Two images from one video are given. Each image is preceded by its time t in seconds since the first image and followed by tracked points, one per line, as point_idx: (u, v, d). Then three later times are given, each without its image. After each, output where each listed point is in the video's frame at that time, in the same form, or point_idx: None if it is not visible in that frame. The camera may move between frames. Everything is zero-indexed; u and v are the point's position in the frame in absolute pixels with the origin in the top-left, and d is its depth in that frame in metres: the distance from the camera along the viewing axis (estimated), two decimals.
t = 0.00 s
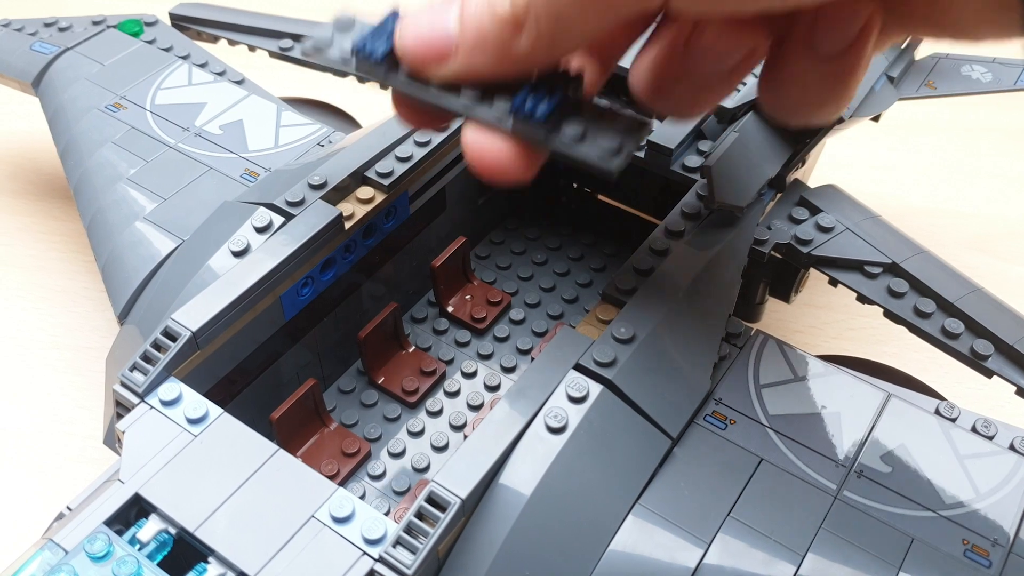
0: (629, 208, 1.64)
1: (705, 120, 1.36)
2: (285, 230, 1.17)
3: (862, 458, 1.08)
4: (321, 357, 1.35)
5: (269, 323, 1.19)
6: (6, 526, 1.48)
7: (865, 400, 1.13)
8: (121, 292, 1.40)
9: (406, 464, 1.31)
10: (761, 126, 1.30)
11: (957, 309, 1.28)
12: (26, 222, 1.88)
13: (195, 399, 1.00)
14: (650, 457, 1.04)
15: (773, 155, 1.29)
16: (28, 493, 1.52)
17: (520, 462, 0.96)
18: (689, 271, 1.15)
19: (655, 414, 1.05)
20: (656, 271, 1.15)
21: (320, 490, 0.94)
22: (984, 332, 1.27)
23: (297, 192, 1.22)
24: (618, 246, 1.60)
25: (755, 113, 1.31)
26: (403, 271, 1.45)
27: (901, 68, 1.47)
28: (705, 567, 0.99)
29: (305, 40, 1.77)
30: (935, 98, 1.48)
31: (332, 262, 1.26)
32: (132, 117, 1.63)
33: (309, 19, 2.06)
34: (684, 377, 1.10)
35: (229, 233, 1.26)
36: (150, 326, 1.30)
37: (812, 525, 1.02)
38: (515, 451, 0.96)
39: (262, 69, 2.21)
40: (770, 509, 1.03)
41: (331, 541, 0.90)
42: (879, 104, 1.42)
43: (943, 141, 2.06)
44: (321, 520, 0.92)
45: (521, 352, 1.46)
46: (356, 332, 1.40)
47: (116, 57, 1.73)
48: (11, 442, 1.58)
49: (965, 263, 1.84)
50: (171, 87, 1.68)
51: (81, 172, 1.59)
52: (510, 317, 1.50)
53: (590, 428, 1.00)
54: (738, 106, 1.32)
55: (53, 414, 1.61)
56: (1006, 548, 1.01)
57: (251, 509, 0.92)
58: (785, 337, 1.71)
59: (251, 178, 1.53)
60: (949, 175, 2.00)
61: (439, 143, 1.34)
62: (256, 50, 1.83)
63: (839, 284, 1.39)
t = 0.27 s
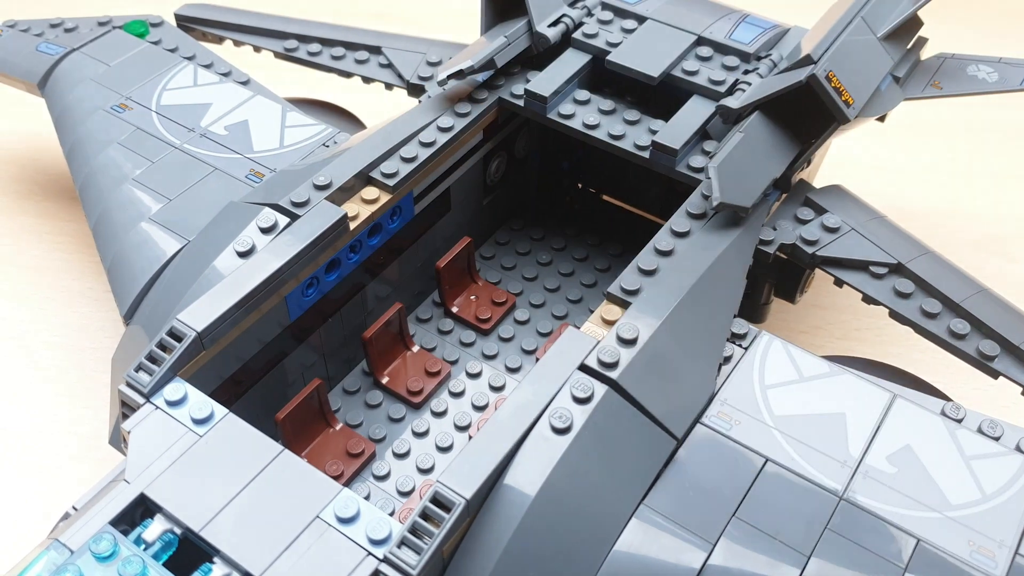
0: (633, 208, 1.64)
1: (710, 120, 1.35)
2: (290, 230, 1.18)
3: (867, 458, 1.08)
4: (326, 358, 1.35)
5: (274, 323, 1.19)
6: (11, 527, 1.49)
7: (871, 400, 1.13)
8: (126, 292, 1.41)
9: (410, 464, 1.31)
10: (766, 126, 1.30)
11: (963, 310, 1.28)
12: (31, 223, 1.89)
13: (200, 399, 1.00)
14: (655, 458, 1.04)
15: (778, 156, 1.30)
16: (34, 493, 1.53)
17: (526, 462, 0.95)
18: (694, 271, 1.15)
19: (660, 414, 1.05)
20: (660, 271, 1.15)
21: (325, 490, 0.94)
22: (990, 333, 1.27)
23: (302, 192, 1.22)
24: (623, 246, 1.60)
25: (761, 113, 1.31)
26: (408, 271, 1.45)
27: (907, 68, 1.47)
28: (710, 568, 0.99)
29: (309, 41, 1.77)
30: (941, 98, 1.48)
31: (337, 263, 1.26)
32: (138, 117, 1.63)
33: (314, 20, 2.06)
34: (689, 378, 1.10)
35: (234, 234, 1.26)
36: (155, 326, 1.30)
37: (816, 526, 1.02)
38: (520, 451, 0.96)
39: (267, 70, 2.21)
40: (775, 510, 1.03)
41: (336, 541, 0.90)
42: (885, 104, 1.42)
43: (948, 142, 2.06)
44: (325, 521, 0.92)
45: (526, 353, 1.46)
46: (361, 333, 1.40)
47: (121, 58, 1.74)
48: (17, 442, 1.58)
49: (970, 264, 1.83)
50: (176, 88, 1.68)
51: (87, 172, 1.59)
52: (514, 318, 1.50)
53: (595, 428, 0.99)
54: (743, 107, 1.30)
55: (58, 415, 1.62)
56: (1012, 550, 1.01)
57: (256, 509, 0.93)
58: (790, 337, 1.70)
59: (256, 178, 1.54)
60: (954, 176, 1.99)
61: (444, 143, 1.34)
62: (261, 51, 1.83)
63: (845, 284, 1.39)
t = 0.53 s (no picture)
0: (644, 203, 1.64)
1: (721, 114, 1.35)
2: (302, 225, 1.18)
3: (877, 454, 1.07)
4: (337, 351, 1.36)
5: (286, 317, 1.20)
6: (27, 518, 1.51)
7: (881, 396, 1.13)
8: (140, 286, 1.42)
9: (421, 457, 1.32)
10: (777, 121, 1.30)
11: (975, 306, 1.27)
12: (47, 218, 1.91)
13: (213, 391, 1.01)
14: (663, 452, 1.05)
15: (789, 151, 1.29)
16: (49, 485, 1.54)
17: (534, 456, 0.96)
18: (704, 266, 1.15)
19: (669, 409, 1.06)
20: (670, 266, 1.15)
21: (336, 482, 0.95)
22: (1002, 328, 1.26)
23: (313, 187, 1.23)
24: (634, 241, 1.60)
25: (772, 108, 1.30)
26: (419, 266, 1.45)
27: (920, 62, 1.46)
28: (719, 563, 0.99)
29: (322, 36, 1.78)
30: (954, 92, 1.47)
31: (349, 257, 1.27)
32: (152, 113, 1.65)
33: (325, 15, 2.07)
34: (698, 373, 1.10)
35: (246, 228, 1.27)
36: (168, 320, 1.31)
37: (826, 521, 1.02)
38: (528, 445, 0.97)
39: (279, 66, 2.22)
40: (785, 506, 1.03)
41: (346, 533, 0.91)
42: (898, 98, 1.41)
43: (962, 136, 2.05)
44: (335, 513, 0.93)
45: (536, 347, 1.47)
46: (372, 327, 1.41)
47: (136, 53, 1.75)
48: (33, 435, 1.60)
49: (983, 259, 1.82)
50: (190, 83, 1.70)
51: (101, 167, 1.60)
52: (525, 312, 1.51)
53: (604, 422, 1.00)
54: (754, 102, 1.31)
55: (74, 407, 1.64)
56: (1022, 546, 1.01)
57: (267, 502, 0.94)
58: (801, 332, 1.70)
59: (268, 173, 1.55)
60: (968, 170, 1.98)
61: (454, 138, 1.34)
62: (273, 46, 1.83)
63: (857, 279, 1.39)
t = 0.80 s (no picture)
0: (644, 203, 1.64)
1: (721, 114, 1.35)
2: (302, 225, 1.18)
3: (876, 454, 1.07)
4: (337, 351, 1.36)
5: (286, 317, 1.20)
6: (27, 518, 1.51)
7: (880, 395, 1.13)
8: (140, 286, 1.42)
9: (421, 457, 1.32)
10: (777, 121, 1.30)
11: (975, 305, 1.27)
12: (46, 218, 1.91)
13: (213, 391, 1.01)
14: (663, 452, 1.05)
15: (789, 151, 1.29)
16: (49, 485, 1.54)
17: (534, 456, 0.96)
18: (704, 266, 1.15)
19: (669, 408, 1.06)
20: (670, 266, 1.15)
21: (336, 482, 0.95)
22: (1002, 328, 1.26)
23: (313, 187, 1.23)
24: (633, 241, 1.60)
25: (772, 108, 1.30)
26: (419, 265, 1.45)
27: (920, 61, 1.46)
28: (719, 562, 0.99)
29: (321, 36, 1.78)
30: (954, 92, 1.47)
31: (348, 257, 1.27)
32: (152, 113, 1.65)
33: (325, 15, 2.07)
34: (698, 373, 1.10)
35: (246, 228, 1.27)
36: (168, 319, 1.31)
37: (825, 520, 1.02)
38: (528, 445, 0.97)
39: (279, 66, 2.22)
40: (785, 505, 1.03)
41: (346, 533, 0.91)
42: (898, 98, 1.41)
43: (961, 136, 2.05)
44: (335, 513, 0.93)
45: (536, 347, 1.47)
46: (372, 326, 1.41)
47: (135, 53, 1.75)
48: (33, 435, 1.60)
49: (983, 259, 1.82)
50: (189, 83, 1.70)
51: (101, 167, 1.60)
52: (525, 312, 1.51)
53: (604, 422, 1.00)
54: (754, 101, 1.31)
55: (73, 407, 1.63)
56: (1022, 546, 1.01)
57: (267, 502, 0.94)
58: (801, 332, 1.70)
59: (268, 173, 1.55)
60: (967, 170, 1.98)
61: (454, 138, 1.34)
62: (273, 46, 1.83)
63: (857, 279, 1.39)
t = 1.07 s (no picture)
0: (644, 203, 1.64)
1: (721, 114, 1.35)
2: (301, 225, 1.18)
3: (876, 454, 1.08)
4: (337, 351, 1.36)
5: (286, 317, 1.20)
6: (27, 518, 1.51)
7: (880, 395, 1.13)
8: (140, 286, 1.42)
9: (421, 457, 1.32)
10: (777, 121, 1.30)
11: (974, 305, 1.27)
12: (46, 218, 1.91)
13: (212, 391, 1.01)
14: (663, 451, 1.05)
15: (789, 151, 1.29)
16: (49, 485, 1.54)
17: (534, 456, 0.96)
18: (704, 265, 1.15)
19: (669, 409, 1.06)
20: (669, 266, 1.15)
21: (336, 482, 0.95)
22: (1001, 328, 1.26)
23: (313, 188, 1.23)
24: (633, 241, 1.60)
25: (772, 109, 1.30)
26: (418, 265, 1.45)
27: (919, 61, 1.46)
28: (718, 562, 0.99)
29: (321, 36, 1.78)
30: (953, 92, 1.47)
31: (348, 258, 1.27)
32: (151, 113, 1.65)
33: (324, 15, 2.07)
34: (698, 373, 1.10)
35: (245, 228, 1.27)
36: (168, 319, 1.31)
37: (825, 520, 1.02)
38: (527, 446, 0.97)
39: (279, 66, 2.22)
40: (784, 505, 1.03)
41: (345, 533, 0.91)
42: (898, 98, 1.41)
43: (961, 136, 2.04)
44: (335, 513, 0.93)
45: (536, 347, 1.47)
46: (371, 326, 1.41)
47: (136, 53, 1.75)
48: (33, 434, 1.60)
49: (983, 259, 1.82)
50: (189, 83, 1.70)
51: (101, 167, 1.60)
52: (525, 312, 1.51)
53: (603, 422, 1.00)
54: (754, 101, 1.31)
55: (73, 407, 1.64)
56: (1021, 546, 1.01)
57: (267, 502, 0.94)
58: (800, 332, 1.70)
59: (268, 173, 1.55)
60: (967, 170, 1.98)
61: (454, 138, 1.34)
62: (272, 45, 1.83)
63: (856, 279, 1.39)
